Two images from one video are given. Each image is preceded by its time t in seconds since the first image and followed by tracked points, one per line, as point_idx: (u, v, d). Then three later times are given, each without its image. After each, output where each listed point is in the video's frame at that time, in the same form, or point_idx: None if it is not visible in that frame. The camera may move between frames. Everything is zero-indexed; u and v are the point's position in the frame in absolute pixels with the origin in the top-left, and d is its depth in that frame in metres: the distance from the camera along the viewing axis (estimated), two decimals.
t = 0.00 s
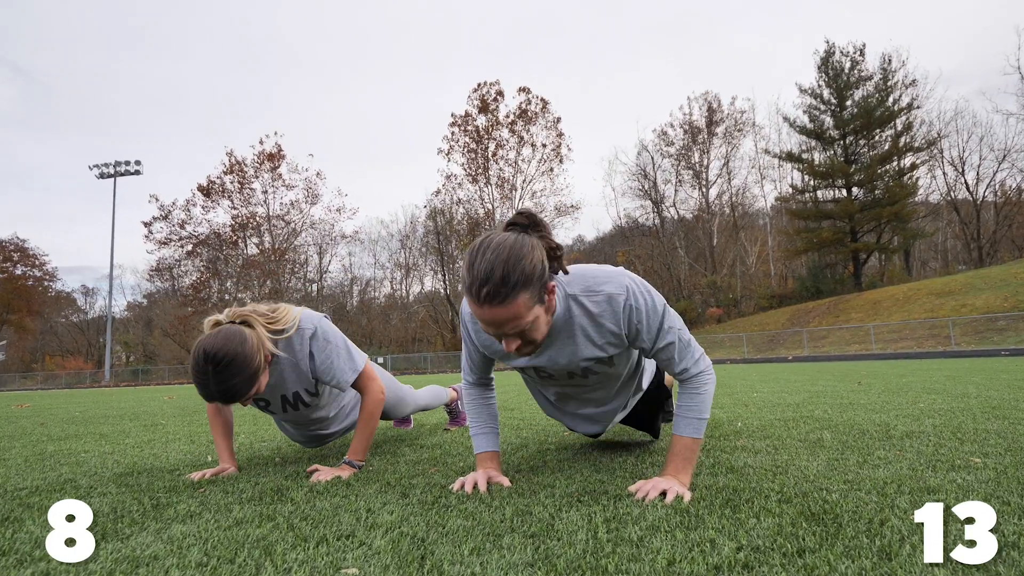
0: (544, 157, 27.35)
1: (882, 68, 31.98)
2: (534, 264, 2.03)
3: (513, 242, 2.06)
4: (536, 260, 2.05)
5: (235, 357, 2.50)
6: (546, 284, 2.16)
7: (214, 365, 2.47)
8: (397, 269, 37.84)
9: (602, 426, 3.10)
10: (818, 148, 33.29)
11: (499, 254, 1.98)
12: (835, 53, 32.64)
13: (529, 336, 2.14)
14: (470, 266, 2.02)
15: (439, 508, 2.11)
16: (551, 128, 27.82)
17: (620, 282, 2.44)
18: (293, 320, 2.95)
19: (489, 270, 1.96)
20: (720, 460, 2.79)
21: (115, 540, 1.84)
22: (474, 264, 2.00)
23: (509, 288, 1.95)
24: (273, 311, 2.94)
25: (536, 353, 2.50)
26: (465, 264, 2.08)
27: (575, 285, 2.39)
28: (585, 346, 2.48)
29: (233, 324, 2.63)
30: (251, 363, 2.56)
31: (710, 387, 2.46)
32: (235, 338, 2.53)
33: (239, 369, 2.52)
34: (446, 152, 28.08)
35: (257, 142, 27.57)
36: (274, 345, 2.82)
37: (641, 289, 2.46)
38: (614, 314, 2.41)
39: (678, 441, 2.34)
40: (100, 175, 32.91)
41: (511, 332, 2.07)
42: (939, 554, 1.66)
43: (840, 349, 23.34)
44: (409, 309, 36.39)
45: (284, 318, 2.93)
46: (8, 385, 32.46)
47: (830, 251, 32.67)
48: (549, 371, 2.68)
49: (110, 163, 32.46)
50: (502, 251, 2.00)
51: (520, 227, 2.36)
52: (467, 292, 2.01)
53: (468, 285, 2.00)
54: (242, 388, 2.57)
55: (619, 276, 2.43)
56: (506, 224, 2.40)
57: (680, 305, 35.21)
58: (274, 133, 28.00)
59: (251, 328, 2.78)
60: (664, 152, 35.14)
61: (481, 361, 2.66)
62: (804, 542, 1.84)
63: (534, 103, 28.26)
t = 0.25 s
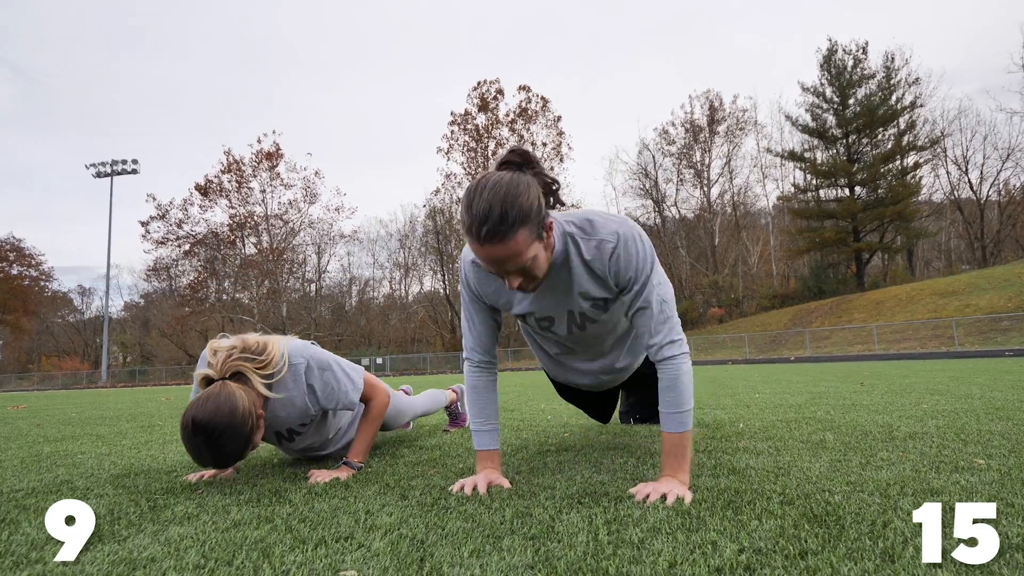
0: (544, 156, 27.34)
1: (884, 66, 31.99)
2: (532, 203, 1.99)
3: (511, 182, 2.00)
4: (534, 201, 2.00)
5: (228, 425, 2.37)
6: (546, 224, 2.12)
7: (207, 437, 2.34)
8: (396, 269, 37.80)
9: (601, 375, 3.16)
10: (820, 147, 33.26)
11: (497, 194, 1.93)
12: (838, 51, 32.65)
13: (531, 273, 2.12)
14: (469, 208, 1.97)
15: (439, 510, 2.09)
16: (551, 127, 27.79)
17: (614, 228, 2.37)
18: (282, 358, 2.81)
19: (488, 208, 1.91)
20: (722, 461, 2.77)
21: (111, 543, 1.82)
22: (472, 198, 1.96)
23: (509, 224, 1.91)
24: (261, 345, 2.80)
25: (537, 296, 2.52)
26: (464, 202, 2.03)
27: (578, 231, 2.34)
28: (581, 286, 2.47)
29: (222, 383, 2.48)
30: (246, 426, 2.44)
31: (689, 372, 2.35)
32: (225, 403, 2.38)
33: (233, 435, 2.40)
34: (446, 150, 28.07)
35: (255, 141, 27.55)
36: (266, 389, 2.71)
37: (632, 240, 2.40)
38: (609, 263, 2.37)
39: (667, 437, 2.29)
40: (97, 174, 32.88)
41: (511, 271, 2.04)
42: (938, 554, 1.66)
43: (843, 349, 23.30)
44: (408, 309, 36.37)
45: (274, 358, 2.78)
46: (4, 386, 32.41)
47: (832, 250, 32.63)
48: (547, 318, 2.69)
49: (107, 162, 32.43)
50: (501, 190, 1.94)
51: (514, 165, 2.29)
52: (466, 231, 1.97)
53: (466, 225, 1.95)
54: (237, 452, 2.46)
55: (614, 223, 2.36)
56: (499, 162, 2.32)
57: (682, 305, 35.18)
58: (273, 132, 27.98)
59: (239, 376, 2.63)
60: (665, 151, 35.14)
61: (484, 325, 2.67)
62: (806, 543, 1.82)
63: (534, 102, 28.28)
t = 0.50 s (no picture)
0: (544, 155, 27.32)
1: (888, 64, 31.96)
2: (540, 238, 2.01)
3: (519, 216, 2.02)
4: (542, 235, 2.02)
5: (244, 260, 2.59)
6: (553, 259, 2.13)
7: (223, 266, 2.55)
8: (395, 270, 37.77)
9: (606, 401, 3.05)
10: (823, 146, 33.23)
11: (504, 227, 1.96)
12: (840, 50, 32.62)
13: (535, 312, 2.13)
14: (474, 239, 2.01)
15: (438, 512, 2.08)
16: (551, 125, 27.77)
17: (617, 259, 2.37)
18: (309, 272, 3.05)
19: (495, 242, 1.93)
20: (724, 463, 2.75)
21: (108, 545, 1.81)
22: (479, 239, 1.98)
23: (517, 263, 1.94)
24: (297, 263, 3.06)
25: (542, 332, 2.49)
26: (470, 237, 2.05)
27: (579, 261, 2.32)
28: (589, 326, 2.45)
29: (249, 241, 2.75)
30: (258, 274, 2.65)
31: (710, 376, 2.38)
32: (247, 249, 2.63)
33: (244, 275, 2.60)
34: (445, 149, 28.03)
35: (253, 139, 27.54)
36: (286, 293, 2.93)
37: (640, 271, 2.37)
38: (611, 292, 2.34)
39: (679, 440, 2.30)
40: (94, 173, 32.88)
41: (515, 307, 2.05)
42: (940, 553, 1.66)
43: (846, 349, 23.27)
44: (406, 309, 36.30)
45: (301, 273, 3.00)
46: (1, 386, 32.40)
47: (834, 250, 32.60)
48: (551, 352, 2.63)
49: (104, 161, 32.41)
50: (508, 224, 1.97)
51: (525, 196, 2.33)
52: (472, 265, 2.00)
53: (473, 259, 1.98)
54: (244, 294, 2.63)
55: (616, 254, 2.36)
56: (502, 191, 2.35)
57: (683, 305, 35.18)
58: (270, 130, 27.95)
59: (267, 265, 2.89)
60: (666, 150, 35.12)
61: (481, 346, 2.63)
62: (808, 546, 1.80)
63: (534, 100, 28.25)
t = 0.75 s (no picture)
0: (545, 154, 27.32)
1: (891, 62, 31.96)
2: (544, 363, 1.90)
3: (522, 339, 1.92)
4: (547, 358, 1.92)
5: (232, 351, 2.38)
6: (559, 378, 2.02)
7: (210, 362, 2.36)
8: (394, 270, 37.75)
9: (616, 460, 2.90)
10: (825, 144, 33.26)
11: (508, 353, 1.86)
12: (843, 48, 32.61)
13: (543, 435, 2.02)
14: (477, 369, 1.89)
15: (438, 514, 2.06)
16: (551, 124, 27.75)
17: (618, 348, 2.22)
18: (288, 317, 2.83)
19: (499, 376, 1.83)
20: (726, 464, 2.74)
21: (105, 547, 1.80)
22: (479, 362, 1.89)
23: (523, 393, 1.83)
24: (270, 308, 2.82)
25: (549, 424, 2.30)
26: (471, 363, 1.95)
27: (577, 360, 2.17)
28: (589, 422, 2.29)
29: (224, 320, 2.50)
30: (248, 358, 2.43)
31: (726, 401, 2.34)
32: (230, 333, 2.41)
33: (236, 365, 2.40)
34: (445, 147, 28.00)
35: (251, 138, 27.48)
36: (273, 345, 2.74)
37: (643, 344, 2.26)
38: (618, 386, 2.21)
39: (689, 446, 2.28)
40: (90, 172, 32.87)
41: (525, 436, 1.96)
42: (941, 553, 1.65)
43: (849, 350, 23.24)
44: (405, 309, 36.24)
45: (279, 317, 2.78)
46: None
47: (837, 250, 32.57)
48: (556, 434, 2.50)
49: (101, 161, 32.40)
50: (511, 350, 1.87)
51: (527, 314, 2.25)
52: (475, 397, 1.91)
53: (476, 390, 1.88)
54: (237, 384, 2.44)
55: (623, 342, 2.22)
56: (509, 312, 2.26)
57: (685, 306, 35.16)
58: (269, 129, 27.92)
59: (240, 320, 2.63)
60: (667, 149, 35.10)
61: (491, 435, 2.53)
62: (810, 547, 1.79)
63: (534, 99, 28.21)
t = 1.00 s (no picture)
0: (545, 153, 27.31)
1: (894, 61, 31.96)
2: (543, 417, 1.80)
3: (520, 393, 1.83)
4: (545, 414, 1.82)
5: (226, 438, 2.26)
6: (558, 425, 1.92)
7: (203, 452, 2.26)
8: (393, 269, 37.73)
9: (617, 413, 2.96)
10: (828, 144, 33.27)
11: (508, 410, 1.76)
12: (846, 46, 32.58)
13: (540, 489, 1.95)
14: (475, 424, 1.80)
15: (437, 515, 2.05)
16: (551, 123, 27.72)
17: (618, 391, 2.09)
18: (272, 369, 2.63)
19: (498, 433, 1.75)
20: (727, 465, 2.73)
21: (102, 548, 1.78)
22: (478, 421, 1.79)
23: (521, 451, 1.76)
24: (252, 355, 2.61)
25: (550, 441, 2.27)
26: (469, 418, 1.85)
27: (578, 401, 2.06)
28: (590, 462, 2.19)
29: (211, 393, 2.32)
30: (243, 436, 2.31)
31: (727, 404, 2.26)
32: (219, 421, 2.25)
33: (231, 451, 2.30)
34: (445, 146, 28.00)
35: (249, 137, 27.49)
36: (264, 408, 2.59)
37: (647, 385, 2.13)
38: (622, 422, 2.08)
39: (690, 447, 2.23)
40: (87, 171, 32.95)
41: (524, 490, 1.90)
42: (940, 553, 1.65)
43: (851, 350, 23.22)
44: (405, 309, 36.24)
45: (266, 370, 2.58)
46: None
47: (840, 249, 32.53)
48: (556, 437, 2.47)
49: (98, 160, 32.43)
50: (510, 408, 1.77)
51: (525, 363, 2.06)
52: (474, 450, 1.83)
53: (474, 446, 1.80)
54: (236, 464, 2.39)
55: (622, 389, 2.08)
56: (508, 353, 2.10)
57: (686, 306, 35.16)
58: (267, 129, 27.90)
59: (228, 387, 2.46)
60: (669, 148, 35.08)
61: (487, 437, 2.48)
62: (812, 549, 1.77)
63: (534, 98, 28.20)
